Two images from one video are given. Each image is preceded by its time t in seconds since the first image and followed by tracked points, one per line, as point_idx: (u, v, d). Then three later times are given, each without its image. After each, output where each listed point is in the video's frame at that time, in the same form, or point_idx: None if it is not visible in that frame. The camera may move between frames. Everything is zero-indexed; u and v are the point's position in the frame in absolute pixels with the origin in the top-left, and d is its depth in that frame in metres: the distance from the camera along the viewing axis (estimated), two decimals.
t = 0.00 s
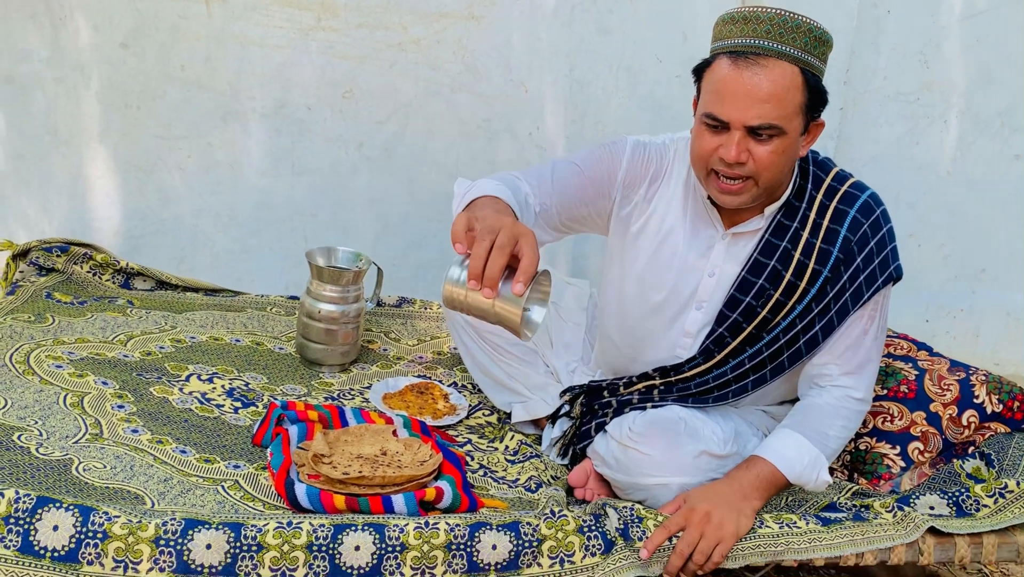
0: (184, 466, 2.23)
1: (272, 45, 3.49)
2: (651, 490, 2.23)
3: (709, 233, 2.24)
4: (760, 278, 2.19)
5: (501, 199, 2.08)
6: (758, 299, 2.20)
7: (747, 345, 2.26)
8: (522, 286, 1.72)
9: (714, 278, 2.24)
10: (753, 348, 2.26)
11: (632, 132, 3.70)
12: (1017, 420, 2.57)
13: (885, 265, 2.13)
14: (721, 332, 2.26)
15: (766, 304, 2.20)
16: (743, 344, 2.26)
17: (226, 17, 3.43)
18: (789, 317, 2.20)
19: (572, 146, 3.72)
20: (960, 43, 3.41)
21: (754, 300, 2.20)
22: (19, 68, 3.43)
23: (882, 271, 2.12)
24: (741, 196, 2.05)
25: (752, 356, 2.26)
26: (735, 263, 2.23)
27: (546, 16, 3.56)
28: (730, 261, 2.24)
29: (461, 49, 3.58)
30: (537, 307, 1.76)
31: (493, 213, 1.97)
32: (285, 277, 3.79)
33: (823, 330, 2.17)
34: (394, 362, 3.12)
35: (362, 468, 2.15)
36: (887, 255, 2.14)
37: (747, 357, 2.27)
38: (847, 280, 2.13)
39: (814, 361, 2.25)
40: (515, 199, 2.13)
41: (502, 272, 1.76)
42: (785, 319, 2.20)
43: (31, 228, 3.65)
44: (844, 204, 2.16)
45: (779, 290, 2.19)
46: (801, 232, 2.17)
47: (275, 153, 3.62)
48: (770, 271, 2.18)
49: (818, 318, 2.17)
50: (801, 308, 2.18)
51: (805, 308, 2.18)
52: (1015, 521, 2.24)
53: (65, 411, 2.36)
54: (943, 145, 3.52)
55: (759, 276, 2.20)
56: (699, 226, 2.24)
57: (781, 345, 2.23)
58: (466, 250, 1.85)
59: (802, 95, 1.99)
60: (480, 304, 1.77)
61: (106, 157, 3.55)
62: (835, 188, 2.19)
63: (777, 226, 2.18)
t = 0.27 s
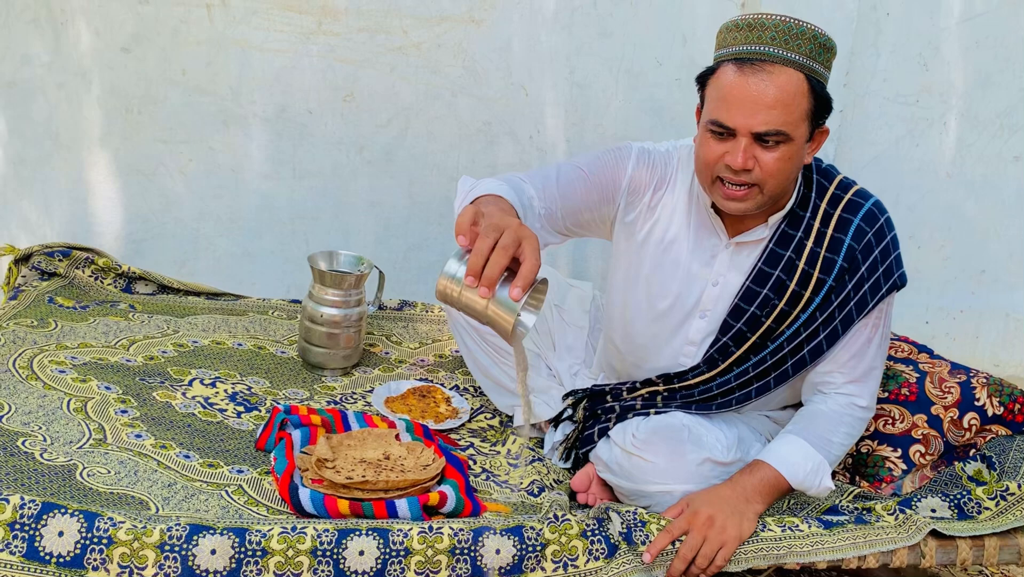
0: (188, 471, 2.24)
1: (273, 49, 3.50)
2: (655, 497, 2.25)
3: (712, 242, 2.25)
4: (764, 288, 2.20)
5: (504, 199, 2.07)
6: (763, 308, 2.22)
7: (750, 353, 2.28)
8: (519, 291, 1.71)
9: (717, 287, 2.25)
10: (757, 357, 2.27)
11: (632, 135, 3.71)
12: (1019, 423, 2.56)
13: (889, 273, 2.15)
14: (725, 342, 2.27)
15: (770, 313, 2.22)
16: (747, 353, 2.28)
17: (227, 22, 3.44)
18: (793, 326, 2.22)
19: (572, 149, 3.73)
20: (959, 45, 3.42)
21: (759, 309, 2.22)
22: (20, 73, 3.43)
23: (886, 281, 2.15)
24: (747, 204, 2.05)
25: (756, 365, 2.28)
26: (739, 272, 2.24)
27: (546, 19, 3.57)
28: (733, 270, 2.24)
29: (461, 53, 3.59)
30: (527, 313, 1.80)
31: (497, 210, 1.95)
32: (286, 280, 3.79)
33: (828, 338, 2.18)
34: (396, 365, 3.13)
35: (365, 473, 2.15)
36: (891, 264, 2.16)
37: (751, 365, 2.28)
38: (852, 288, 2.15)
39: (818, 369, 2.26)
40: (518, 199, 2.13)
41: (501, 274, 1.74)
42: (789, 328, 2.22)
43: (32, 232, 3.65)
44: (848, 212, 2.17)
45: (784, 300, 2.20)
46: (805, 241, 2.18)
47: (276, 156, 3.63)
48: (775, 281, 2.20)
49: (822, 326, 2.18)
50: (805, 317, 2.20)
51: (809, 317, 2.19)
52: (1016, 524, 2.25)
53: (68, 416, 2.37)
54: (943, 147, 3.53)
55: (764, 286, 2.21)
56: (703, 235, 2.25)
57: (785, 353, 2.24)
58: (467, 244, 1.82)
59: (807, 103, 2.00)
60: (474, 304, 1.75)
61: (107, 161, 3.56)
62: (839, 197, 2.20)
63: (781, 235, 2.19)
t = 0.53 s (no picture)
0: (189, 475, 2.23)
1: (275, 52, 3.50)
2: (657, 503, 2.24)
3: (716, 247, 2.25)
4: (767, 293, 2.19)
5: (512, 198, 2.05)
6: (765, 313, 2.21)
7: (753, 359, 2.27)
8: (532, 291, 1.66)
9: (720, 292, 2.25)
10: (759, 362, 2.26)
11: (634, 138, 3.71)
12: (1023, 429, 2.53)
13: (892, 279, 2.16)
14: (727, 347, 2.26)
15: (773, 318, 2.21)
16: (749, 358, 2.27)
17: (229, 25, 3.44)
18: (796, 331, 2.21)
19: (574, 152, 3.72)
20: (962, 50, 3.42)
21: (762, 314, 2.21)
22: (22, 75, 3.43)
23: (889, 286, 2.15)
24: (752, 204, 2.04)
25: (759, 370, 2.27)
26: (741, 277, 2.24)
27: (549, 23, 3.57)
28: (736, 275, 2.24)
29: (463, 56, 3.59)
30: (541, 314, 1.71)
31: (506, 213, 1.92)
32: (287, 283, 3.79)
33: (831, 344, 2.18)
34: (397, 369, 3.12)
35: (366, 478, 2.16)
36: (894, 270, 2.16)
37: (753, 371, 2.27)
38: (855, 294, 2.14)
39: (821, 375, 2.26)
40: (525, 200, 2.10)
41: (512, 275, 1.70)
42: (792, 333, 2.22)
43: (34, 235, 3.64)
44: (851, 218, 2.17)
45: (786, 305, 2.20)
46: (808, 246, 2.17)
47: (278, 159, 3.62)
48: (777, 287, 2.19)
49: (825, 332, 2.18)
50: (807, 322, 2.19)
51: (812, 323, 2.19)
52: (1019, 531, 2.24)
53: (69, 420, 2.36)
54: (946, 151, 3.52)
55: (766, 291, 2.20)
56: (706, 240, 2.25)
57: (787, 359, 2.24)
58: (477, 246, 1.78)
59: (812, 102, 2.00)
60: (485, 306, 1.69)
61: (109, 164, 3.55)
62: (842, 203, 2.19)
63: (784, 240, 2.19)
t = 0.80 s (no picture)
0: (187, 476, 2.23)
1: (276, 53, 3.50)
2: (656, 506, 2.23)
3: (716, 248, 2.24)
4: (767, 295, 2.19)
5: (513, 197, 2.05)
6: (766, 315, 2.20)
7: (753, 361, 2.26)
8: (529, 290, 1.66)
9: (721, 294, 2.24)
10: (760, 365, 2.26)
11: (636, 140, 3.70)
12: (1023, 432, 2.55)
13: (893, 282, 2.14)
14: (727, 349, 2.25)
15: (773, 321, 2.20)
16: (749, 361, 2.26)
17: (230, 25, 3.44)
18: (796, 334, 2.20)
19: (575, 153, 3.72)
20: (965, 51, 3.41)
21: (761, 316, 2.20)
22: (23, 75, 3.43)
23: (890, 289, 2.13)
24: (752, 206, 2.03)
25: (759, 373, 2.26)
26: (742, 279, 2.23)
27: (550, 24, 3.57)
28: (737, 276, 2.23)
29: (464, 57, 3.59)
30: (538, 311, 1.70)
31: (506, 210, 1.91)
32: (288, 284, 3.78)
33: (831, 348, 2.17)
34: (397, 370, 3.11)
35: (365, 479, 2.15)
36: (896, 272, 2.14)
37: (754, 373, 2.26)
38: (856, 297, 2.13)
39: (822, 378, 2.25)
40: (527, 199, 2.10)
41: (510, 273, 1.69)
42: (792, 336, 2.21)
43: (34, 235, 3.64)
44: (852, 221, 2.16)
45: (785, 308, 2.19)
46: (808, 247, 2.17)
47: (279, 160, 3.62)
48: (777, 289, 2.18)
49: (824, 335, 2.17)
50: (808, 325, 2.19)
51: (812, 326, 2.18)
52: (1021, 534, 2.23)
53: (67, 420, 2.36)
54: (948, 153, 3.51)
55: (766, 293, 2.19)
56: (707, 241, 2.24)
57: (788, 362, 2.23)
58: (476, 242, 1.77)
59: (812, 104, 1.99)
60: (482, 304, 1.69)
61: (109, 164, 3.55)
62: (843, 205, 2.18)
63: (784, 242, 2.18)
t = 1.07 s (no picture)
0: (182, 476, 2.22)
1: (274, 52, 3.49)
2: (654, 507, 2.22)
3: (712, 249, 2.23)
4: (763, 296, 2.18)
5: (505, 204, 2.05)
6: (762, 316, 2.19)
7: (750, 362, 2.25)
8: (513, 299, 1.63)
9: (717, 295, 2.23)
10: (757, 366, 2.25)
11: (634, 139, 3.69)
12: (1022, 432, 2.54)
13: (891, 281, 2.11)
14: (724, 350, 2.24)
15: (769, 321, 2.19)
16: (747, 362, 2.25)
17: (228, 24, 3.44)
18: (793, 334, 2.19)
19: (574, 153, 3.71)
20: (964, 51, 3.41)
21: (758, 317, 2.19)
22: (20, 74, 3.42)
23: (888, 288, 2.11)
24: (748, 216, 2.04)
25: (756, 374, 2.25)
26: (738, 280, 2.22)
27: (549, 23, 3.56)
28: (733, 278, 2.22)
29: (462, 56, 3.58)
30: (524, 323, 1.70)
31: (496, 219, 1.91)
32: (285, 284, 3.77)
33: (828, 348, 2.16)
34: (395, 370, 3.11)
35: (360, 480, 2.14)
36: (893, 271, 2.11)
37: (751, 374, 2.25)
38: (853, 297, 2.12)
39: (820, 378, 2.23)
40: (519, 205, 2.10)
41: (496, 281, 1.68)
42: (789, 336, 2.20)
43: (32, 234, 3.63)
44: (848, 220, 2.14)
45: (782, 308, 2.17)
46: (805, 247, 2.15)
47: (277, 159, 3.61)
48: (774, 289, 2.17)
49: (823, 335, 2.15)
50: (805, 325, 2.17)
51: (809, 326, 2.17)
52: (1020, 536, 2.22)
53: (63, 421, 2.35)
54: (948, 152, 3.51)
55: (763, 293, 2.18)
56: (703, 242, 2.23)
57: (785, 363, 2.22)
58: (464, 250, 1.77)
59: (805, 113, 1.97)
60: (467, 312, 1.68)
61: (107, 163, 3.54)
62: (839, 204, 2.16)
63: (780, 243, 2.17)
